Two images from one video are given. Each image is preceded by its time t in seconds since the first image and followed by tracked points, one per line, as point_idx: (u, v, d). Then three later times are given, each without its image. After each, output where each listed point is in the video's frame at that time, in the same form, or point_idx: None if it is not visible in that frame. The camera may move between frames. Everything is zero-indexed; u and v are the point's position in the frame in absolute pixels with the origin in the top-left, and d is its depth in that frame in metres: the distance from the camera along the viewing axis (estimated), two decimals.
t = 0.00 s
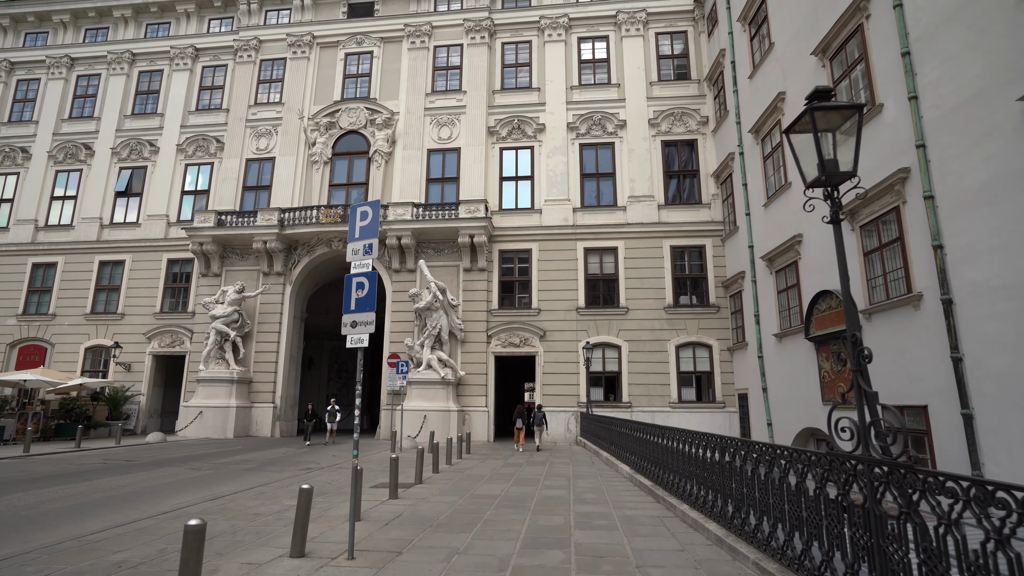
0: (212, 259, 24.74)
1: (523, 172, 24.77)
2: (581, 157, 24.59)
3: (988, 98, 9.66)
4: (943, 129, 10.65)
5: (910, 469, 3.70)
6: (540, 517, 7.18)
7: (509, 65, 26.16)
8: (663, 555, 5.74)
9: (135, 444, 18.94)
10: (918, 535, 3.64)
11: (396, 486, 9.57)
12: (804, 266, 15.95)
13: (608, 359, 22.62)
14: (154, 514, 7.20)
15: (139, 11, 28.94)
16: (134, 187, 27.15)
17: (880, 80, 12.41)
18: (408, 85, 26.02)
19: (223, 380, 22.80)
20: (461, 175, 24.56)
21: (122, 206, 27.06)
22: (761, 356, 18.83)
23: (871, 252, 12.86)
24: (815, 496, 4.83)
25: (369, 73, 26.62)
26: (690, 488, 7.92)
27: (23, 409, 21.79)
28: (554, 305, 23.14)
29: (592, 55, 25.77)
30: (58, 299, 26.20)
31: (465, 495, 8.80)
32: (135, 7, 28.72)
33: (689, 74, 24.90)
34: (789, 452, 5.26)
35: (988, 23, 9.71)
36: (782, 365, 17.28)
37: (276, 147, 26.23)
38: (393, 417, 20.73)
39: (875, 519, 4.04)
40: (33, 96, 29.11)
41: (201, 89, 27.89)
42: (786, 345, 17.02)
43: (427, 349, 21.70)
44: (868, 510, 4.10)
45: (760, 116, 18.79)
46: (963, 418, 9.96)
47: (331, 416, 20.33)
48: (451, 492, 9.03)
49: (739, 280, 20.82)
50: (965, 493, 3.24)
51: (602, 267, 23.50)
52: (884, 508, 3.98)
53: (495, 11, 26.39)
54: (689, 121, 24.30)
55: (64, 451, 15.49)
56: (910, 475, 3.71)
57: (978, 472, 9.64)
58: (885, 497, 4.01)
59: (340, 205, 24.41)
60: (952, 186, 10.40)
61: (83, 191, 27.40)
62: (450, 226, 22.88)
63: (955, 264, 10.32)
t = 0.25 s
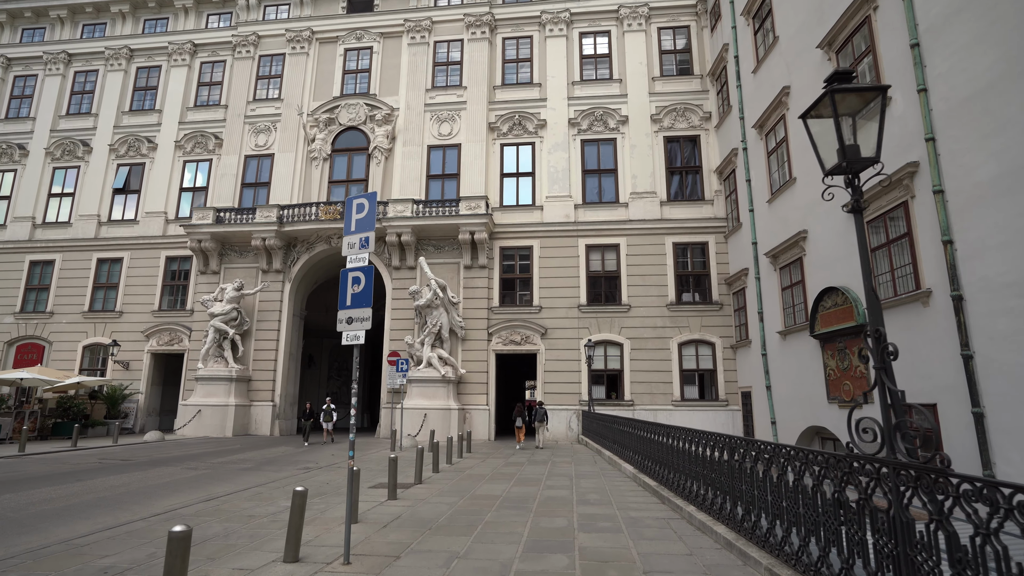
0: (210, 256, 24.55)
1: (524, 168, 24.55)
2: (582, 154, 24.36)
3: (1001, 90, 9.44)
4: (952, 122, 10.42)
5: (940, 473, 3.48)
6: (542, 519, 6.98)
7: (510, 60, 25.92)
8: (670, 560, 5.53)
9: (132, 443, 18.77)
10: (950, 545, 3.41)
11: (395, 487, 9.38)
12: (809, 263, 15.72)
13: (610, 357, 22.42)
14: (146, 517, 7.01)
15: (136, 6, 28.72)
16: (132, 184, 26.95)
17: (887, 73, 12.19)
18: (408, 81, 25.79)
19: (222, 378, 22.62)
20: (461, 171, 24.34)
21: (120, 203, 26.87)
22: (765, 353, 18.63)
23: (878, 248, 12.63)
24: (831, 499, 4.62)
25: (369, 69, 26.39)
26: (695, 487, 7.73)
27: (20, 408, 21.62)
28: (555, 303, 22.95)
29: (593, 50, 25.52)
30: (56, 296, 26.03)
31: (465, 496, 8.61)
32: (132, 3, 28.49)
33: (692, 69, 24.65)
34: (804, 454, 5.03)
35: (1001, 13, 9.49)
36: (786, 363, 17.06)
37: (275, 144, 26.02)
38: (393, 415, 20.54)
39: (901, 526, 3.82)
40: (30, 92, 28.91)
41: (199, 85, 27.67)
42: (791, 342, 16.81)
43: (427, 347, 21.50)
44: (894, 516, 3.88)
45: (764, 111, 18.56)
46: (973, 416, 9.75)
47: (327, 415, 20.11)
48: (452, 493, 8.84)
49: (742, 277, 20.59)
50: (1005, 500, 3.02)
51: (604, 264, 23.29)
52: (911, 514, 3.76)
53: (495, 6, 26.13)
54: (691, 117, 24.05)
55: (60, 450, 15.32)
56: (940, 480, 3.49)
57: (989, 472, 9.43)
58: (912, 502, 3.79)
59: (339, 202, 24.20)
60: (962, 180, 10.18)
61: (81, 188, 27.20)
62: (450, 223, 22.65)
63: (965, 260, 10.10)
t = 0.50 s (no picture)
0: (209, 253, 24.38)
1: (525, 164, 24.34)
2: (583, 150, 24.15)
3: (1013, 81, 9.23)
4: (962, 114, 10.22)
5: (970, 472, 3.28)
6: (544, 519, 6.79)
7: (510, 55, 25.70)
8: (678, 562, 5.33)
9: (130, 441, 18.61)
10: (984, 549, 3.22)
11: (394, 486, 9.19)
12: (813, 258, 15.52)
13: (611, 354, 22.22)
14: (136, 517, 6.83)
15: (134, 2, 28.52)
16: (130, 181, 26.76)
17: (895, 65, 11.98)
18: (408, 76, 25.57)
19: (220, 376, 22.45)
20: (462, 167, 24.13)
21: (118, 200, 26.69)
22: (768, 351, 18.43)
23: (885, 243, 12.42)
24: (849, 499, 4.42)
25: (368, 65, 26.18)
26: (701, 486, 7.54)
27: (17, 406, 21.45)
28: (556, 300, 22.76)
29: (594, 45, 25.29)
30: (53, 294, 25.86)
31: (465, 495, 8.42)
32: None
33: (694, 64, 24.42)
34: (819, 452, 4.82)
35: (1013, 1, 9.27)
36: (790, 361, 16.86)
37: (274, 140, 25.82)
38: (393, 413, 20.35)
39: (928, 529, 3.63)
40: (27, 88, 28.71)
41: (197, 81, 27.45)
42: (794, 339, 16.62)
43: (427, 345, 21.30)
44: (920, 518, 3.68)
45: (768, 105, 18.33)
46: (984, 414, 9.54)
47: (323, 414, 19.86)
48: (451, 492, 8.66)
49: (745, 273, 20.38)
50: None
51: (605, 261, 23.10)
52: (939, 516, 3.56)
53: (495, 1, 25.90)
54: (694, 112, 23.82)
55: (55, 449, 15.14)
56: (971, 481, 3.29)
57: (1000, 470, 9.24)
58: (940, 504, 3.59)
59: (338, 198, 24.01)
60: (972, 173, 9.98)
61: (79, 185, 27.02)
62: (450, 219, 22.45)
63: (975, 254, 9.90)
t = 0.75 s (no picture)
0: (206, 251, 24.16)
1: (525, 161, 24.10)
2: (584, 146, 23.92)
3: None
4: (970, 107, 10.02)
5: (1013, 482, 3.03)
6: (545, 523, 6.59)
7: (511, 51, 25.44)
8: (685, 569, 5.12)
9: (126, 441, 18.41)
10: None
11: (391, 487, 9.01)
12: (817, 255, 15.30)
13: (613, 353, 22.01)
14: (124, 521, 6.62)
15: None
16: (127, 178, 26.54)
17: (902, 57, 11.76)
18: (407, 72, 25.33)
19: (218, 375, 22.26)
20: (461, 164, 23.91)
21: (115, 197, 26.47)
22: (771, 349, 18.23)
23: (892, 239, 12.20)
24: (870, 506, 4.19)
25: (367, 61, 25.93)
26: (706, 488, 7.33)
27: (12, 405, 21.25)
28: (557, 298, 22.54)
29: (595, 40, 25.03)
30: (50, 292, 25.66)
31: (464, 497, 8.22)
32: None
33: (696, 60, 24.16)
34: (836, 454, 4.59)
35: None
36: (794, 359, 16.65)
37: (272, 137, 25.60)
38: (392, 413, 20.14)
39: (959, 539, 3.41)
40: (24, 85, 28.49)
41: (195, 77, 27.22)
42: (798, 337, 16.40)
43: (427, 343, 21.10)
44: (950, 527, 3.46)
45: (771, 100, 18.09)
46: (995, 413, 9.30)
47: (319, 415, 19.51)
48: (450, 493, 8.46)
49: (748, 271, 20.17)
50: None
51: (606, 258, 22.88)
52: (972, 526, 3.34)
53: None
54: (695, 108, 23.58)
55: (50, 448, 14.94)
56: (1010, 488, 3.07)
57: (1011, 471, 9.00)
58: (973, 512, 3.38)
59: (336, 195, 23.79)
60: (982, 166, 9.76)
61: (75, 183, 26.80)
62: (449, 216, 22.21)
63: (985, 249, 9.67)
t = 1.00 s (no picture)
0: (204, 249, 23.96)
1: (525, 158, 23.87)
2: (585, 143, 23.70)
3: None
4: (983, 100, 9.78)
5: None
6: (546, 526, 6.39)
7: (511, 47, 25.21)
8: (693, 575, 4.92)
9: (122, 441, 18.20)
10: None
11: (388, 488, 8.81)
12: (821, 252, 15.08)
13: (614, 352, 21.81)
14: (111, 524, 6.42)
15: None
16: (124, 175, 26.33)
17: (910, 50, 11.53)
18: (406, 69, 25.10)
19: (215, 374, 22.07)
20: (461, 161, 23.69)
21: (112, 194, 26.26)
22: (775, 348, 18.03)
23: (899, 236, 11.98)
24: (896, 514, 3.96)
25: (366, 57, 25.71)
26: (712, 491, 7.12)
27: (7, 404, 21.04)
28: (558, 296, 22.32)
29: (596, 36, 24.80)
30: (46, 291, 25.46)
31: (462, 499, 8.02)
32: None
33: (698, 56, 23.94)
34: (856, 457, 4.37)
35: None
36: (798, 358, 16.43)
37: (270, 134, 25.39)
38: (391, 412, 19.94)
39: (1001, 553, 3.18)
40: (20, 82, 28.28)
41: (192, 74, 27.00)
42: (802, 336, 16.19)
43: (426, 342, 20.90)
44: (990, 540, 3.23)
45: (774, 96, 17.85)
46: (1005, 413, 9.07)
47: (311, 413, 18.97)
48: (449, 495, 8.25)
49: (750, 269, 19.97)
50: None
51: (608, 256, 22.66)
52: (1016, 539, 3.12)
53: None
54: (697, 105, 23.36)
55: (44, 448, 14.75)
56: None
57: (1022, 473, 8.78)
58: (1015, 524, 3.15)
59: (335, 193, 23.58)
60: (993, 161, 9.52)
61: (72, 180, 26.58)
62: (449, 214, 21.99)
63: (996, 246, 9.45)
